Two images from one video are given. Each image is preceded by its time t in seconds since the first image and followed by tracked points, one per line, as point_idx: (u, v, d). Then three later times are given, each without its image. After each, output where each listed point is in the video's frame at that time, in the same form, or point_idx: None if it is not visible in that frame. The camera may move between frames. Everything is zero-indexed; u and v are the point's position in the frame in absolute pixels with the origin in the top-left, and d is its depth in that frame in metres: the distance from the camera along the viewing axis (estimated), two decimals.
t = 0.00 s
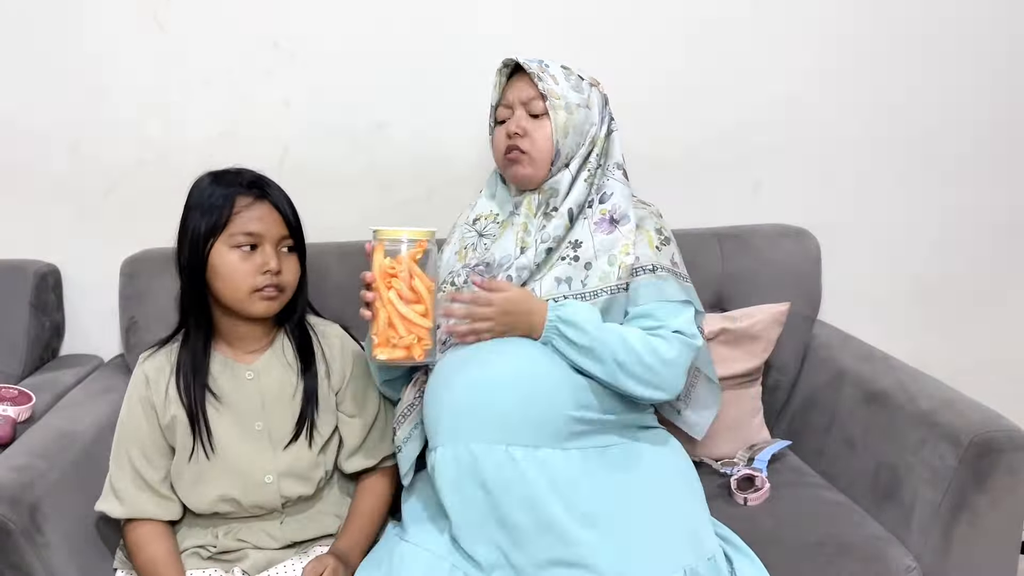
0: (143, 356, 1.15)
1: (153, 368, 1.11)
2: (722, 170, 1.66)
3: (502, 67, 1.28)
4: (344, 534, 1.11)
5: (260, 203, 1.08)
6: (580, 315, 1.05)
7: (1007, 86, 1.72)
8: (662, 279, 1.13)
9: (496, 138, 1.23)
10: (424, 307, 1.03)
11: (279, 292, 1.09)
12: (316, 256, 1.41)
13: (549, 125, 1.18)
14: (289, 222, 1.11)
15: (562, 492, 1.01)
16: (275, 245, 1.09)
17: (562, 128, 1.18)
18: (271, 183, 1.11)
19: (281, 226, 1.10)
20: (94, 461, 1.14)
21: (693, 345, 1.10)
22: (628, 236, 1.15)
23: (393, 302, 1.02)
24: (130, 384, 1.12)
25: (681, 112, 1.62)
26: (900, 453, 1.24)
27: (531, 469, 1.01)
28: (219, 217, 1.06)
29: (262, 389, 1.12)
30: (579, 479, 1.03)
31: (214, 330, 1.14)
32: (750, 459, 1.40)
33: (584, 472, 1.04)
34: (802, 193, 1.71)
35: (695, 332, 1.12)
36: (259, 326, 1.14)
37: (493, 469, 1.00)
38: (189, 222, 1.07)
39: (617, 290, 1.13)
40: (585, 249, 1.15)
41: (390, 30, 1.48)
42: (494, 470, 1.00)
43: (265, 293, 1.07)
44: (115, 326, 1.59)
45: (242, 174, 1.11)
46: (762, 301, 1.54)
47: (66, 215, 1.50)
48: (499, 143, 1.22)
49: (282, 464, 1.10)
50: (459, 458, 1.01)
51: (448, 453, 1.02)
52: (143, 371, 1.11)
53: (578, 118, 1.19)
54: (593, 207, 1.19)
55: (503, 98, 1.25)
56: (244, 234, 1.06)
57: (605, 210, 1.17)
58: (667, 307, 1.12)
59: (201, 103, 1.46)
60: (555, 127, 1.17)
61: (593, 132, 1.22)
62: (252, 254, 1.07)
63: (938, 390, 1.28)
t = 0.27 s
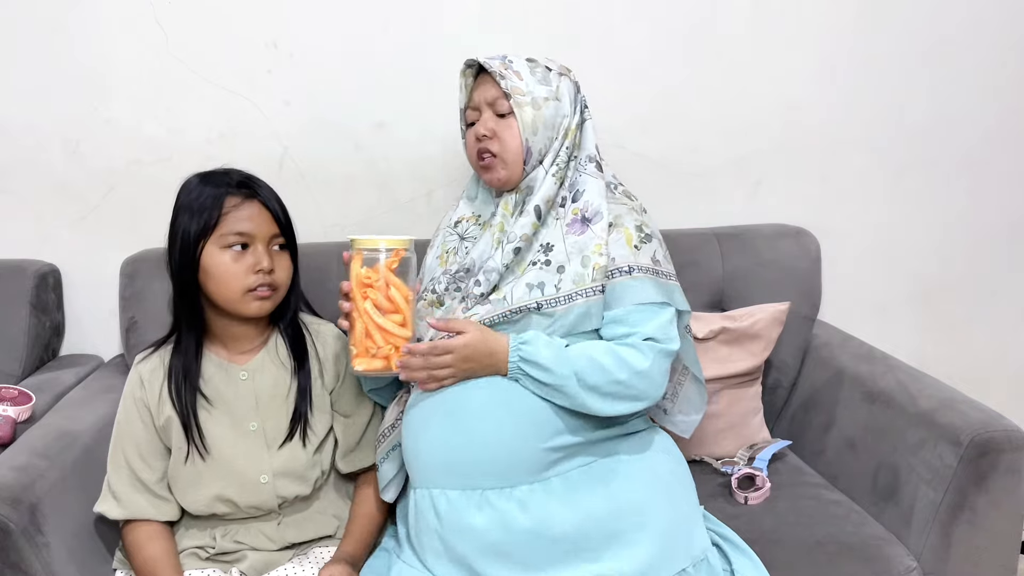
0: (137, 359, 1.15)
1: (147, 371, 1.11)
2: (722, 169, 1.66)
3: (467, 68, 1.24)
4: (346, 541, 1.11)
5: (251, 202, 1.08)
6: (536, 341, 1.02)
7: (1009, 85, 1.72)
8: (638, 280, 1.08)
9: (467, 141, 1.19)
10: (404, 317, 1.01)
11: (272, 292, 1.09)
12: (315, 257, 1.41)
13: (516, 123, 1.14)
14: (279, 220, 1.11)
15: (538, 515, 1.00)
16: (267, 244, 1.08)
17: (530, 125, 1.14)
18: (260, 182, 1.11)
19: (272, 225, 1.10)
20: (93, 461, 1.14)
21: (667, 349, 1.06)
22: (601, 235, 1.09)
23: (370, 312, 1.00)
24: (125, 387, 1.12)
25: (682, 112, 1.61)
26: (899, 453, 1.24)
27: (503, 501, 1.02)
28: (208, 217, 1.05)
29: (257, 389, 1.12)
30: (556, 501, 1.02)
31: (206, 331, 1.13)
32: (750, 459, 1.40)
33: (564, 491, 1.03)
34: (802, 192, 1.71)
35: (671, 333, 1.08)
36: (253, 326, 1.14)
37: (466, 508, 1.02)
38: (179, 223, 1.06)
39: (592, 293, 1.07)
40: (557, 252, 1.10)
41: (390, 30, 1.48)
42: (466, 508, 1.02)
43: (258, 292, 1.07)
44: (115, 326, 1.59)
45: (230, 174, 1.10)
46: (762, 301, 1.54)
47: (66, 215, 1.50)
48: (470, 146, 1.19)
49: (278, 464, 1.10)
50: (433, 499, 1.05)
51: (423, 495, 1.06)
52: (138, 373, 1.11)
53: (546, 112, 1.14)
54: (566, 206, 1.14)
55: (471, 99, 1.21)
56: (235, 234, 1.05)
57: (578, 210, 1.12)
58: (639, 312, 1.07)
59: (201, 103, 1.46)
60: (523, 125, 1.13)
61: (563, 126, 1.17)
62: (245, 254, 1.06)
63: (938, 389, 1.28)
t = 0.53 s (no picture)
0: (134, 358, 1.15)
1: (144, 370, 1.11)
2: (722, 169, 1.66)
3: (448, 63, 1.21)
4: (351, 548, 1.11)
5: (244, 201, 1.08)
6: (519, 350, 1.00)
7: (1009, 85, 1.72)
8: (631, 288, 1.04)
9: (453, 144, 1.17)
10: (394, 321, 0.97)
11: (266, 290, 1.09)
12: (316, 257, 1.41)
13: (499, 127, 1.11)
14: (273, 218, 1.10)
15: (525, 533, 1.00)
16: (260, 242, 1.08)
17: (514, 127, 1.11)
18: (254, 181, 1.11)
19: (265, 223, 1.09)
20: (93, 461, 1.14)
21: (659, 352, 1.02)
22: (593, 242, 1.06)
23: (356, 318, 0.96)
24: (123, 387, 1.12)
25: (682, 112, 1.61)
26: (900, 453, 1.24)
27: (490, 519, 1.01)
28: (202, 216, 1.05)
29: (252, 388, 1.12)
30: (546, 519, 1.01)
31: (201, 330, 1.13)
32: (751, 458, 1.40)
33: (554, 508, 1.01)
34: (802, 192, 1.71)
35: (662, 338, 1.03)
36: (248, 326, 1.13)
37: (453, 525, 1.01)
38: (173, 221, 1.06)
39: (584, 305, 1.05)
40: (548, 263, 1.09)
41: (390, 30, 1.48)
42: (453, 525, 1.01)
43: (252, 291, 1.07)
44: (115, 326, 1.59)
45: (225, 173, 1.10)
46: (762, 300, 1.54)
47: (66, 215, 1.50)
48: (454, 147, 1.17)
49: (274, 462, 1.10)
50: (420, 514, 1.03)
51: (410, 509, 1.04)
52: (134, 372, 1.11)
53: (530, 112, 1.12)
54: (557, 211, 1.12)
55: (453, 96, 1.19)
56: (229, 233, 1.05)
57: (568, 215, 1.10)
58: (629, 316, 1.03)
59: (201, 103, 1.46)
60: (506, 128, 1.11)
61: (550, 124, 1.15)
62: (238, 252, 1.06)
63: (938, 389, 1.28)
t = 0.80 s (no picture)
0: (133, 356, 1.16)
1: (142, 368, 1.11)
2: (722, 169, 1.66)
3: (438, 69, 1.17)
4: (353, 549, 1.12)
5: (241, 200, 1.07)
6: (504, 373, 0.98)
7: (1009, 85, 1.72)
8: (623, 301, 1.04)
9: (446, 152, 1.15)
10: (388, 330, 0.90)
11: (261, 290, 1.09)
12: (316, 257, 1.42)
13: (496, 139, 1.09)
14: (271, 217, 1.10)
15: (529, 561, 0.98)
16: (255, 241, 1.08)
17: (512, 139, 1.09)
18: (252, 180, 1.10)
19: (261, 223, 1.09)
20: (93, 461, 1.14)
21: (649, 367, 1.01)
22: (594, 257, 1.04)
23: (349, 329, 0.89)
24: (121, 385, 1.13)
25: (682, 112, 1.61)
26: (900, 453, 1.24)
27: (492, 547, 0.99)
28: (199, 214, 1.05)
29: (249, 387, 1.12)
30: (548, 544, 1.00)
31: (199, 330, 1.13)
32: (751, 458, 1.40)
33: (557, 533, 1.00)
34: (803, 193, 1.71)
35: (656, 352, 1.03)
36: (245, 325, 1.13)
37: (455, 553, 1.00)
38: (171, 219, 1.06)
39: (583, 322, 1.01)
40: (548, 281, 1.06)
41: (390, 30, 1.47)
42: (455, 553, 1.00)
43: (248, 291, 1.07)
44: (115, 326, 1.59)
45: (222, 172, 1.10)
46: (762, 300, 1.54)
47: (65, 215, 1.50)
48: (447, 157, 1.14)
49: (271, 462, 1.10)
50: (420, 542, 1.02)
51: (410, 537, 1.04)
52: (133, 371, 1.12)
53: (529, 122, 1.11)
54: (556, 224, 1.09)
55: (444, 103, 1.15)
56: (224, 232, 1.05)
57: (568, 229, 1.08)
58: (621, 333, 1.03)
59: (201, 103, 1.46)
60: (504, 141, 1.09)
61: (548, 133, 1.14)
62: (233, 251, 1.06)
63: (938, 389, 1.28)
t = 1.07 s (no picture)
0: (133, 356, 1.16)
1: (141, 367, 1.11)
2: (722, 169, 1.66)
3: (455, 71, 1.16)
4: (353, 549, 1.12)
5: (240, 199, 1.07)
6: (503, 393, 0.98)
7: (1009, 85, 1.71)
8: (631, 314, 1.03)
9: (461, 157, 1.14)
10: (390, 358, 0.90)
11: (260, 290, 1.09)
12: (316, 257, 1.42)
13: (513, 149, 1.08)
14: (270, 217, 1.09)
15: (532, 567, 0.99)
16: (255, 241, 1.07)
17: (529, 150, 1.09)
18: (252, 180, 1.10)
19: (260, 223, 1.08)
20: (93, 461, 1.14)
21: (650, 385, 1.00)
22: (604, 271, 1.03)
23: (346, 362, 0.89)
24: (121, 384, 1.12)
25: (682, 112, 1.61)
26: (900, 453, 1.24)
27: (494, 554, 0.99)
28: (197, 215, 1.05)
29: (249, 386, 1.12)
30: (549, 551, 1.00)
31: (199, 329, 1.13)
32: (751, 458, 1.40)
33: (558, 539, 1.01)
34: (803, 193, 1.71)
35: (659, 369, 1.02)
36: (245, 325, 1.13)
37: (456, 559, 1.00)
38: (170, 219, 1.07)
39: (590, 337, 1.02)
40: (558, 292, 1.06)
41: (390, 30, 1.47)
42: (455, 559, 1.00)
43: (246, 294, 1.07)
44: (115, 326, 1.59)
45: (222, 172, 1.10)
46: (762, 300, 1.54)
47: (65, 215, 1.50)
48: (463, 163, 1.13)
49: (271, 461, 1.10)
50: (421, 548, 1.02)
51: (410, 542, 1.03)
52: (132, 370, 1.12)
53: (549, 131, 1.10)
54: (569, 234, 1.09)
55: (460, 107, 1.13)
56: (223, 232, 1.05)
57: (580, 240, 1.07)
58: (624, 347, 1.02)
59: (200, 103, 1.46)
60: (521, 151, 1.08)
61: (567, 140, 1.13)
62: (231, 252, 1.06)
63: (938, 389, 1.28)
